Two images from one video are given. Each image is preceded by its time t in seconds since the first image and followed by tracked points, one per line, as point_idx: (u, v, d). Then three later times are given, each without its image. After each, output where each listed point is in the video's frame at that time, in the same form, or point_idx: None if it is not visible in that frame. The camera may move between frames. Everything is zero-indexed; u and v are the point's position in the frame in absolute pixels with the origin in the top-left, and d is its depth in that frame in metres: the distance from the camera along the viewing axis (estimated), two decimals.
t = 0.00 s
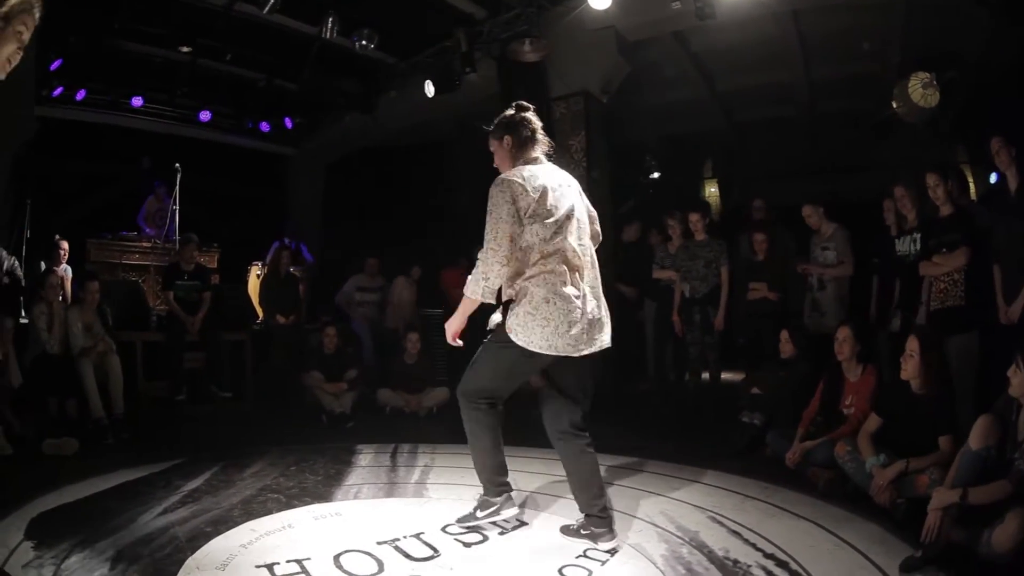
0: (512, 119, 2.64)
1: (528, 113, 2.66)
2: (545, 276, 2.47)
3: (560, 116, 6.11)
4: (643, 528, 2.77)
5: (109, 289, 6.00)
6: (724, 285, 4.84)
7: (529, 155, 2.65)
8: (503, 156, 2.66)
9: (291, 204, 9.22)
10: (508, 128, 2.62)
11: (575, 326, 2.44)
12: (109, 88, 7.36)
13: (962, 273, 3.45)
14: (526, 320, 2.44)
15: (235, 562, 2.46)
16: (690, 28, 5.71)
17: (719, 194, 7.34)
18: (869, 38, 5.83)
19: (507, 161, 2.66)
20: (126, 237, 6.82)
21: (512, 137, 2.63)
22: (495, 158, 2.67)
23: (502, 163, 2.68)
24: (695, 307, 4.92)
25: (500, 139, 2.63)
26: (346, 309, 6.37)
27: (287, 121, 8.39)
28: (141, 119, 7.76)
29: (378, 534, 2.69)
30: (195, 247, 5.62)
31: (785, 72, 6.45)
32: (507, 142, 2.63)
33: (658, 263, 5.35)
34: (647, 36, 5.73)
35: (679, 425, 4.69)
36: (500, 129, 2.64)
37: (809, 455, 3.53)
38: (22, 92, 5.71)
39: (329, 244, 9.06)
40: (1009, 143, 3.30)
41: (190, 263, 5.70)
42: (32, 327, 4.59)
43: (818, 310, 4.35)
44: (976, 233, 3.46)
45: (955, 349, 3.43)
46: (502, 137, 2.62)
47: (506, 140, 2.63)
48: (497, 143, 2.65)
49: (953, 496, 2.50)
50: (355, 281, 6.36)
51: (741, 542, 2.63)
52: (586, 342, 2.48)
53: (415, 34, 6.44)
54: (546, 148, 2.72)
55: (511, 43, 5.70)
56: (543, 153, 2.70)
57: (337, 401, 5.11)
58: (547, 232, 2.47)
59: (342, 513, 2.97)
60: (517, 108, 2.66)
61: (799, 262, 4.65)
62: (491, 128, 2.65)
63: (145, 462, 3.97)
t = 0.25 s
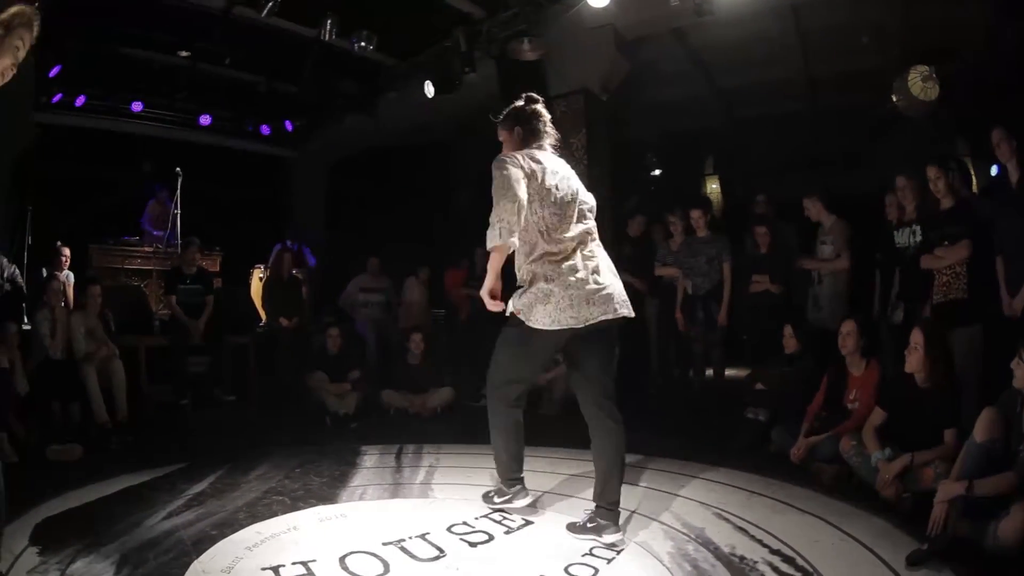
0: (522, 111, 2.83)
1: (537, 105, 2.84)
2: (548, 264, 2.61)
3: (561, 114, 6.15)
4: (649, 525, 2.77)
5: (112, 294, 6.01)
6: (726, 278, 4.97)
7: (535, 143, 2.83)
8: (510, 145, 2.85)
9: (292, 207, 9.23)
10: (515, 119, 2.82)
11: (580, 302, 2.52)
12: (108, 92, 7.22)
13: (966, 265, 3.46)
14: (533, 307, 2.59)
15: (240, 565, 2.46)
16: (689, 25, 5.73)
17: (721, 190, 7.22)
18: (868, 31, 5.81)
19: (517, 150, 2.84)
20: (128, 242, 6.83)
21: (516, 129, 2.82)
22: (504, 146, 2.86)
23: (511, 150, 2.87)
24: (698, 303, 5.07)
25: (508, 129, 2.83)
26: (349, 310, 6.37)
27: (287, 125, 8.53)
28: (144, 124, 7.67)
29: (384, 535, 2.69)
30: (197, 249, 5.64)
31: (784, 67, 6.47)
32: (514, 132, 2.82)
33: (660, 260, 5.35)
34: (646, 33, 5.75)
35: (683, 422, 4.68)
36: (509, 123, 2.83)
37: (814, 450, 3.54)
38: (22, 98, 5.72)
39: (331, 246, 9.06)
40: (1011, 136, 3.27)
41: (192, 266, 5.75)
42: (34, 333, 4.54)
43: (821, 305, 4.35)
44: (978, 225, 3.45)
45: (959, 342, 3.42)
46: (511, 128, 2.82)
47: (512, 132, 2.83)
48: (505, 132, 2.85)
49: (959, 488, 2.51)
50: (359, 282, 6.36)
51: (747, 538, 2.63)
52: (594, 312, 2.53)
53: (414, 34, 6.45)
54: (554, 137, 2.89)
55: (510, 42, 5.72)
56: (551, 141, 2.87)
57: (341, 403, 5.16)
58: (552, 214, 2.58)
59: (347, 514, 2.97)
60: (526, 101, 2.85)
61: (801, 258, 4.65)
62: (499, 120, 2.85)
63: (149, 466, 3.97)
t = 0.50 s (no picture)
0: (525, 121, 2.83)
1: (540, 116, 2.86)
2: (540, 269, 2.70)
3: (562, 113, 6.16)
4: (649, 524, 2.76)
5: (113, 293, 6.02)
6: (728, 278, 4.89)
7: (540, 154, 2.85)
8: (515, 153, 2.83)
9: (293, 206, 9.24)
10: (522, 129, 2.81)
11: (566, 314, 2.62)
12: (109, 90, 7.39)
13: (967, 264, 3.43)
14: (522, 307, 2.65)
15: (240, 563, 2.45)
16: (690, 24, 5.74)
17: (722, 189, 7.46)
18: (870, 30, 5.80)
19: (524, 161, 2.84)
20: (130, 241, 6.85)
21: (524, 137, 2.82)
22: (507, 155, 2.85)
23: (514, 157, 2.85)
24: (700, 302, 4.98)
25: (514, 141, 2.82)
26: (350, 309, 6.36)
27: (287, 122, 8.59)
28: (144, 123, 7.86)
29: (384, 534, 2.68)
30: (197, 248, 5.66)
31: (785, 67, 6.47)
32: (522, 143, 2.81)
33: (661, 260, 5.36)
34: (647, 32, 5.77)
35: (684, 421, 4.68)
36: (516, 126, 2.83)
37: (815, 449, 3.52)
38: (23, 98, 5.73)
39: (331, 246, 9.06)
40: (1012, 135, 3.27)
41: (193, 266, 5.76)
42: (35, 333, 4.57)
43: (822, 305, 4.35)
44: (979, 225, 3.45)
45: (960, 342, 3.41)
46: (518, 139, 2.81)
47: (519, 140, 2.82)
48: (511, 143, 2.83)
49: (959, 489, 2.48)
50: (360, 281, 6.35)
51: (747, 537, 2.63)
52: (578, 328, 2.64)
53: (416, 33, 6.45)
54: (558, 147, 2.91)
55: (511, 41, 5.73)
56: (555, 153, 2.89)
57: (342, 401, 5.16)
58: (558, 219, 2.66)
59: (347, 513, 2.97)
60: (528, 111, 2.85)
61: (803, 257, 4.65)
62: (504, 132, 2.83)
63: (149, 465, 3.97)
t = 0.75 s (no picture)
0: (523, 106, 2.84)
1: (537, 102, 2.87)
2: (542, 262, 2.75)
3: (565, 110, 6.14)
4: (647, 522, 2.76)
5: (114, 285, 6.01)
6: (730, 276, 4.87)
7: (537, 139, 2.85)
8: (512, 136, 2.82)
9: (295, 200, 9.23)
10: (521, 111, 2.81)
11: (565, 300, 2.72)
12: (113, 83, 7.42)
13: (970, 267, 3.42)
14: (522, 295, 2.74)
15: (238, 557, 2.44)
16: (695, 23, 5.73)
17: (724, 188, 7.55)
18: (875, 32, 5.79)
19: (520, 144, 2.83)
20: (131, 233, 6.84)
21: (524, 120, 2.81)
22: (504, 136, 2.83)
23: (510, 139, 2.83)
24: (700, 300, 4.96)
25: (512, 122, 2.81)
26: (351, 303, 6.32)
27: (292, 117, 8.45)
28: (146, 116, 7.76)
29: (383, 530, 2.67)
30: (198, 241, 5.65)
31: (789, 67, 6.46)
32: (519, 126, 2.81)
33: (663, 258, 5.34)
34: (652, 30, 5.75)
35: (684, 420, 4.68)
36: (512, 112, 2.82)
37: (814, 450, 3.51)
38: (25, 89, 5.71)
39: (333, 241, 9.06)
40: (1016, 140, 3.26)
41: (194, 258, 5.76)
42: (35, 324, 4.57)
43: (825, 305, 4.33)
44: (983, 227, 3.43)
45: (961, 344, 3.41)
46: (516, 122, 2.80)
47: (518, 122, 2.82)
48: (508, 125, 2.82)
49: (957, 493, 2.46)
50: (361, 275, 6.31)
51: (746, 538, 2.62)
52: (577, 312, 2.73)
53: (420, 28, 6.43)
54: (554, 133, 2.92)
55: (515, 38, 5.65)
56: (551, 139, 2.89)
57: (341, 394, 5.10)
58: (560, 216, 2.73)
59: (346, 507, 2.96)
60: (526, 96, 2.86)
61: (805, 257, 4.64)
62: (501, 114, 2.83)
63: (148, 457, 3.96)
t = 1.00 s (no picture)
0: (535, 120, 2.84)
1: (549, 115, 2.87)
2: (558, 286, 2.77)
3: (569, 109, 6.14)
4: (650, 522, 2.75)
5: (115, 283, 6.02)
6: (732, 277, 4.87)
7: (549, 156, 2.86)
8: (525, 152, 2.83)
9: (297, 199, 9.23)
10: (536, 128, 2.81)
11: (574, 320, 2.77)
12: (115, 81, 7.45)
13: (973, 269, 3.41)
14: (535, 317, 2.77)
15: (239, 555, 2.44)
16: (699, 22, 5.73)
17: (727, 188, 7.37)
18: (878, 32, 5.79)
19: (533, 160, 2.85)
20: (133, 231, 6.85)
21: (537, 137, 2.82)
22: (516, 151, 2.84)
23: (522, 154, 2.84)
24: (702, 300, 4.96)
25: (524, 138, 2.82)
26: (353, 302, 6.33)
27: (293, 114, 8.47)
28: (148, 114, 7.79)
29: (385, 529, 2.67)
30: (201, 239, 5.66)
31: (792, 67, 6.46)
32: (532, 140, 2.82)
33: (665, 258, 5.34)
34: (656, 30, 5.76)
35: (686, 419, 4.69)
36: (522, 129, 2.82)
37: (816, 450, 3.50)
38: (27, 87, 5.71)
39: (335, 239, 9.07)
40: (1019, 141, 3.24)
41: (197, 256, 5.76)
42: (37, 322, 4.57)
43: (828, 305, 4.33)
44: (987, 228, 3.42)
45: (964, 346, 3.40)
46: (529, 137, 2.82)
47: (530, 138, 2.83)
48: (521, 140, 2.83)
49: (960, 493, 2.45)
50: (364, 274, 6.29)
51: (749, 538, 2.62)
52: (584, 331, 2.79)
53: (424, 27, 6.44)
54: (565, 147, 2.92)
55: (519, 37, 5.64)
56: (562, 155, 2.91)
57: (344, 393, 5.12)
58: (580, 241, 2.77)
59: (348, 506, 2.96)
60: (539, 110, 2.85)
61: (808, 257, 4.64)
62: (514, 129, 2.83)
63: (150, 455, 3.96)
